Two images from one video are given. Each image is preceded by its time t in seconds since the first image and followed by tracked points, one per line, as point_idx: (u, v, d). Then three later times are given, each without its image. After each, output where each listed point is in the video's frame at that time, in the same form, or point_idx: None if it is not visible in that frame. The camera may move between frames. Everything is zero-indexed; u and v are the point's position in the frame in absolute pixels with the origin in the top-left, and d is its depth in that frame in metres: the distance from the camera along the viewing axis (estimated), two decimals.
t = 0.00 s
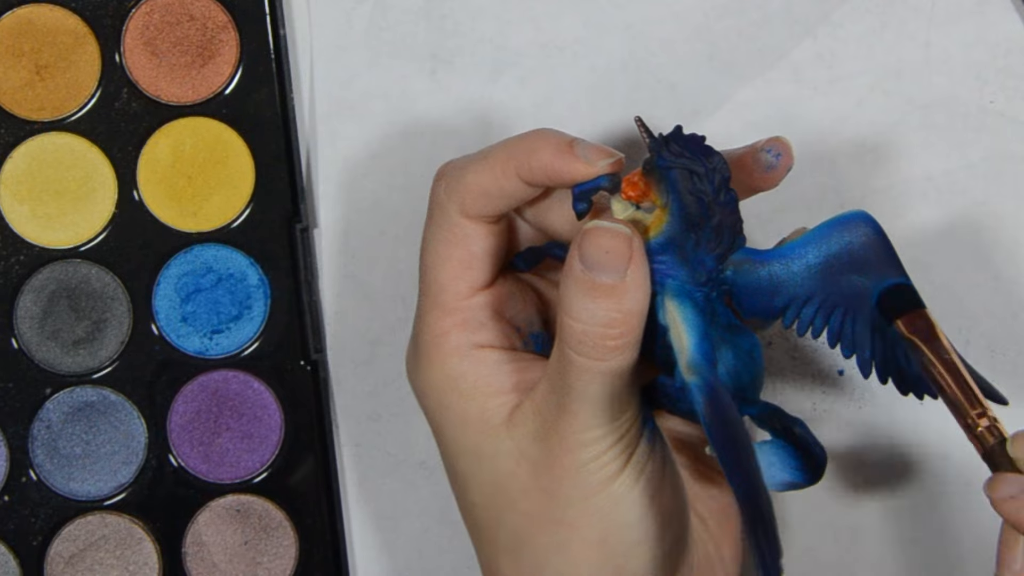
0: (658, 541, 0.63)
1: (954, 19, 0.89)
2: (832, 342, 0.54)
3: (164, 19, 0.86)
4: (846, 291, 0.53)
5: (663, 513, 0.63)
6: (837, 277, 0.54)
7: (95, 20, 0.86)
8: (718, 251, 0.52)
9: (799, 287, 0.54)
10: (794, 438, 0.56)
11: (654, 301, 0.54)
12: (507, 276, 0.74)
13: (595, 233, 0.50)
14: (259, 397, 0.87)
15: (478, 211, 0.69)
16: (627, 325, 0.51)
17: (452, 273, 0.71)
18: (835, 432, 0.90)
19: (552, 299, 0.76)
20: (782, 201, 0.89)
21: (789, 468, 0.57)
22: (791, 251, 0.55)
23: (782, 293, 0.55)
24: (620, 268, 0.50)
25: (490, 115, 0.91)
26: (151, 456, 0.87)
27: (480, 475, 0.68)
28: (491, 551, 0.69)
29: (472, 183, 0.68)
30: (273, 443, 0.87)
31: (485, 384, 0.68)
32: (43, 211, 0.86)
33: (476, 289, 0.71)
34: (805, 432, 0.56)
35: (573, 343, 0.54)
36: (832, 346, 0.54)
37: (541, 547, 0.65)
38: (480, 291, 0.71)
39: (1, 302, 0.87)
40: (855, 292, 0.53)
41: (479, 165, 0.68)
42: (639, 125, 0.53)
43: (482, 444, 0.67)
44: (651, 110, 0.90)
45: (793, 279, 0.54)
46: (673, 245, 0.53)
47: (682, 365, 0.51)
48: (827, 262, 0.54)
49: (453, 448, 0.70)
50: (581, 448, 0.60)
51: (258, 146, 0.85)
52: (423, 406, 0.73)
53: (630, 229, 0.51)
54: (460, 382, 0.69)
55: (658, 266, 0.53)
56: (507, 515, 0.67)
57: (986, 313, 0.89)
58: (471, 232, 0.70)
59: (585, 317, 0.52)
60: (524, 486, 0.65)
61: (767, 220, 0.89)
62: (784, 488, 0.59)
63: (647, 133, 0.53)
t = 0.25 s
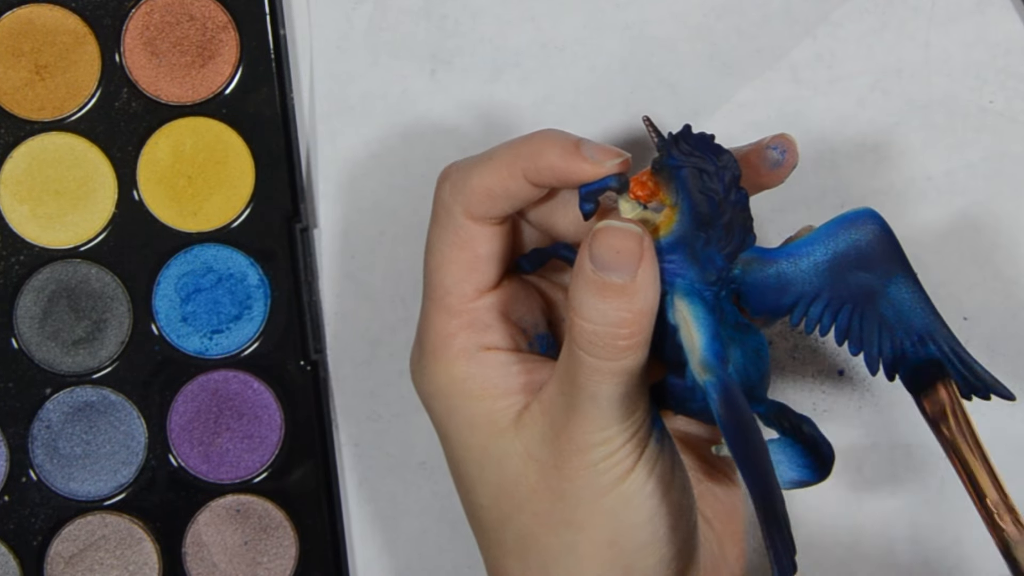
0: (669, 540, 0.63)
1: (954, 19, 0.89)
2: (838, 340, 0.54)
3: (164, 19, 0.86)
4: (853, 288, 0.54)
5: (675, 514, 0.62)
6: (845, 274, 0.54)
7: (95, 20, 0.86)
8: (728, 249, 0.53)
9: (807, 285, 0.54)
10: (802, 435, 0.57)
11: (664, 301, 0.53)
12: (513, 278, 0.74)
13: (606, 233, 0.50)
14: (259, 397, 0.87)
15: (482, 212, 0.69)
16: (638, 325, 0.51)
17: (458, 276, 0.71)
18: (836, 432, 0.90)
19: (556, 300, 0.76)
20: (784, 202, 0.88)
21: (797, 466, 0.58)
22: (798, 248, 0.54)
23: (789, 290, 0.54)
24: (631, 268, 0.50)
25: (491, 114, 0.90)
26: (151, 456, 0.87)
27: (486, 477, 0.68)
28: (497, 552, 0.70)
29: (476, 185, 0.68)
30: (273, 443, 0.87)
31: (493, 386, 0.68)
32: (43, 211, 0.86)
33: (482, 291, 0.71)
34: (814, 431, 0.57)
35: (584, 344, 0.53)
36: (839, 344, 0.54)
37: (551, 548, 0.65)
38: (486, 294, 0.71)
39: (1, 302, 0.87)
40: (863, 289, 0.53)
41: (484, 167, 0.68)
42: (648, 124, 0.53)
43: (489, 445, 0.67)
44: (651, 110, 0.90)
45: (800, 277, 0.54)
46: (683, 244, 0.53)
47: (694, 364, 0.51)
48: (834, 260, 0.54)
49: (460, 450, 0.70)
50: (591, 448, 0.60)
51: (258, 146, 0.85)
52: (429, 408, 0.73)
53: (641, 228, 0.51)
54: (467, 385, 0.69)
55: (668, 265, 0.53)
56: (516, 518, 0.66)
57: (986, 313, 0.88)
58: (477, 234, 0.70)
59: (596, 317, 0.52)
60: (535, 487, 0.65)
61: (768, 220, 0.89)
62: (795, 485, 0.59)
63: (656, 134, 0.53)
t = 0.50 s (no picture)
0: (670, 541, 0.63)
1: (954, 19, 0.89)
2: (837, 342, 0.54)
3: (164, 19, 0.86)
4: (853, 290, 0.54)
5: (676, 514, 0.62)
6: (845, 276, 0.54)
7: (96, 20, 0.86)
8: (729, 252, 0.53)
9: (807, 287, 0.54)
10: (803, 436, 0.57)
11: (665, 304, 0.54)
12: (513, 280, 0.74)
13: (606, 236, 0.50)
14: (260, 397, 0.87)
15: (483, 214, 0.69)
16: (639, 327, 0.51)
17: (458, 277, 0.71)
18: (836, 432, 0.90)
19: (556, 301, 0.76)
20: (784, 202, 0.88)
21: (799, 468, 0.58)
22: (798, 250, 0.54)
23: (790, 293, 0.54)
24: (632, 271, 0.50)
25: (491, 115, 0.91)
26: (152, 456, 0.87)
27: (486, 477, 0.68)
28: (497, 552, 0.70)
29: (477, 187, 0.68)
30: (273, 443, 0.87)
31: (494, 388, 0.68)
32: (43, 211, 0.86)
33: (483, 292, 0.71)
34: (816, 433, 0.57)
35: (585, 346, 0.53)
36: (840, 345, 0.54)
37: (551, 549, 0.65)
38: (486, 295, 0.71)
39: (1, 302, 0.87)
40: (864, 291, 0.53)
41: (485, 168, 0.68)
42: (649, 127, 0.53)
43: (489, 446, 0.67)
44: (652, 110, 0.90)
45: (800, 279, 0.54)
46: (683, 246, 0.53)
47: (694, 365, 0.51)
48: (834, 262, 0.54)
49: (461, 451, 0.70)
50: (592, 450, 0.60)
51: (258, 146, 0.85)
52: (429, 408, 0.73)
53: (642, 231, 0.52)
54: (468, 387, 0.69)
55: (668, 267, 0.53)
56: (517, 518, 0.66)
57: (986, 313, 0.89)
58: (477, 235, 0.70)
59: (597, 320, 0.52)
60: (536, 489, 0.65)
61: (768, 220, 0.89)
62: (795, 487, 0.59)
63: (657, 136, 0.53)
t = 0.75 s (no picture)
0: (669, 541, 0.63)
1: (953, 19, 0.89)
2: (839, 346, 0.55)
3: (165, 20, 0.86)
4: (853, 294, 0.54)
5: (677, 515, 0.62)
6: (845, 280, 0.54)
7: (96, 20, 0.86)
8: (729, 256, 0.52)
9: (808, 291, 0.54)
10: (801, 440, 0.57)
11: (664, 306, 0.54)
12: (513, 279, 0.74)
13: (607, 239, 0.50)
14: (260, 397, 0.87)
15: (483, 214, 0.69)
16: (639, 330, 0.51)
17: (459, 277, 0.71)
18: (836, 432, 0.90)
19: (557, 301, 0.77)
20: (783, 202, 0.89)
21: (795, 470, 0.58)
22: (799, 254, 0.54)
23: (791, 296, 0.54)
24: (632, 274, 0.50)
25: (491, 115, 0.91)
26: (152, 456, 0.87)
27: (486, 477, 0.68)
28: (498, 552, 0.70)
29: (478, 186, 0.68)
30: (274, 443, 0.87)
31: (494, 388, 0.68)
32: (43, 211, 0.86)
33: (483, 292, 0.71)
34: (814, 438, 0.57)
35: (584, 348, 0.54)
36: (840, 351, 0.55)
37: (551, 549, 0.65)
38: (486, 295, 0.71)
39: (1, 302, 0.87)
40: (864, 297, 0.54)
41: (485, 169, 0.68)
42: (650, 129, 0.53)
43: (489, 447, 0.67)
44: (652, 110, 0.90)
45: (801, 283, 0.54)
46: (684, 249, 0.53)
47: (693, 369, 0.51)
48: (835, 265, 0.54)
49: (460, 451, 0.70)
50: (592, 451, 0.60)
51: (259, 146, 0.85)
52: (429, 408, 0.73)
53: (642, 234, 0.51)
54: (468, 387, 0.69)
55: (668, 270, 0.53)
56: (517, 519, 0.67)
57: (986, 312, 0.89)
58: (477, 236, 0.70)
59: (598, 322, 0.52)
60: (536, 490, 0.65)
61: (767, 220, 0.89)
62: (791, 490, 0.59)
63: (659, 139, 0.53)
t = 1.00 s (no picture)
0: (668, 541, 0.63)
1: (953, 19, 0.89)
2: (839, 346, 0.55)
3: (164, 19, 0.86)
4: (853, 293, 0.54)
5: (676, 515, 0.62)
6: (845, 279, 0.54)
7: (95, 20, 0.86)
8: (728, 254, 0.52)
9: (807, 290, 0.54)
10: (800, 438, 0.57)
11: (663, 305, 0.54)
12: (512, 278, 0.74)
13: (606, 237, 0.50)
14: (259, 397, 0.87)
15: (483, 213, 0.69)
16: (638, 329, 0.51)
17: (458, 276, 0.71)
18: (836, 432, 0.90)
19: (556, 300, 0.77)
20: (783, 202, 0.89)
21: (795, 469, 0.57)
22: (799, 253, 0.54)
23: (791, 294, 0.54)
24: (632, 272, 0.50)
25: (491, 114, 0.90)
26: (151, 456, 0.87)
27: (485, 476, 0.68)
28: (497, 552, 0.70)
29: (478, 186, 0.68)
30: (273, 443, 0.87)
31: (493, 387, 0.68)
32: (43, 211, 0.87)
33: (482, 291, 0.71)
34: (813, 437, 0.57)
35: (584, 346, 0.53)
36: (839, 350, 0.55)
37: (550, 549, 0.65)
38: (486, 294, 0.71)
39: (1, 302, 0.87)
40: (864, 295, 0.54)
41: (485, 167, 0.68)
42: (649, 127, 0.53)
43: (489, 446, 0.67)
44: (652, 110, 0.90)
45: (801, 281, 0.54)
46: (683, 248, 0.53)
47: (692, 367, 0.51)
48: (835, 264, 0.54)
49: (459, 450, 0.70)
50: (591, 450, 0.60)
51: (258, 146, 0.85)
52: (429, 407, 0.73)
53: (641, 232, 0.51)
54: (467, 386, 0.69)
55: (668, 269, 0.53)
56: (516, 519, 0.66)
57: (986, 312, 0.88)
58: (477, 234, 0.70)
59: (596, 320, 0.52)
60: (535, 489, 0.65)
61: (767, 220, 0.89)
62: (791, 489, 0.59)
63: (658, 137, 0.53)
